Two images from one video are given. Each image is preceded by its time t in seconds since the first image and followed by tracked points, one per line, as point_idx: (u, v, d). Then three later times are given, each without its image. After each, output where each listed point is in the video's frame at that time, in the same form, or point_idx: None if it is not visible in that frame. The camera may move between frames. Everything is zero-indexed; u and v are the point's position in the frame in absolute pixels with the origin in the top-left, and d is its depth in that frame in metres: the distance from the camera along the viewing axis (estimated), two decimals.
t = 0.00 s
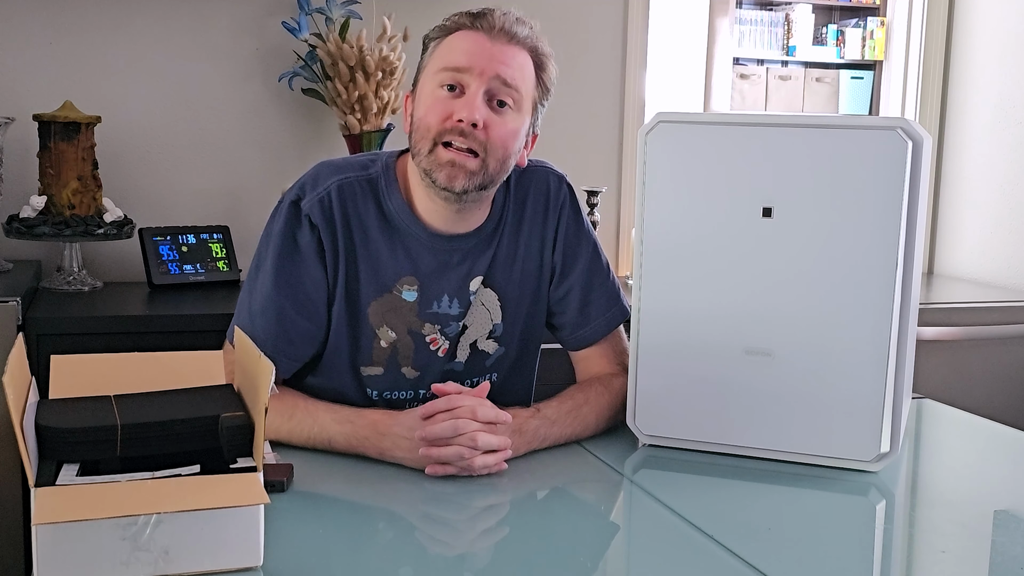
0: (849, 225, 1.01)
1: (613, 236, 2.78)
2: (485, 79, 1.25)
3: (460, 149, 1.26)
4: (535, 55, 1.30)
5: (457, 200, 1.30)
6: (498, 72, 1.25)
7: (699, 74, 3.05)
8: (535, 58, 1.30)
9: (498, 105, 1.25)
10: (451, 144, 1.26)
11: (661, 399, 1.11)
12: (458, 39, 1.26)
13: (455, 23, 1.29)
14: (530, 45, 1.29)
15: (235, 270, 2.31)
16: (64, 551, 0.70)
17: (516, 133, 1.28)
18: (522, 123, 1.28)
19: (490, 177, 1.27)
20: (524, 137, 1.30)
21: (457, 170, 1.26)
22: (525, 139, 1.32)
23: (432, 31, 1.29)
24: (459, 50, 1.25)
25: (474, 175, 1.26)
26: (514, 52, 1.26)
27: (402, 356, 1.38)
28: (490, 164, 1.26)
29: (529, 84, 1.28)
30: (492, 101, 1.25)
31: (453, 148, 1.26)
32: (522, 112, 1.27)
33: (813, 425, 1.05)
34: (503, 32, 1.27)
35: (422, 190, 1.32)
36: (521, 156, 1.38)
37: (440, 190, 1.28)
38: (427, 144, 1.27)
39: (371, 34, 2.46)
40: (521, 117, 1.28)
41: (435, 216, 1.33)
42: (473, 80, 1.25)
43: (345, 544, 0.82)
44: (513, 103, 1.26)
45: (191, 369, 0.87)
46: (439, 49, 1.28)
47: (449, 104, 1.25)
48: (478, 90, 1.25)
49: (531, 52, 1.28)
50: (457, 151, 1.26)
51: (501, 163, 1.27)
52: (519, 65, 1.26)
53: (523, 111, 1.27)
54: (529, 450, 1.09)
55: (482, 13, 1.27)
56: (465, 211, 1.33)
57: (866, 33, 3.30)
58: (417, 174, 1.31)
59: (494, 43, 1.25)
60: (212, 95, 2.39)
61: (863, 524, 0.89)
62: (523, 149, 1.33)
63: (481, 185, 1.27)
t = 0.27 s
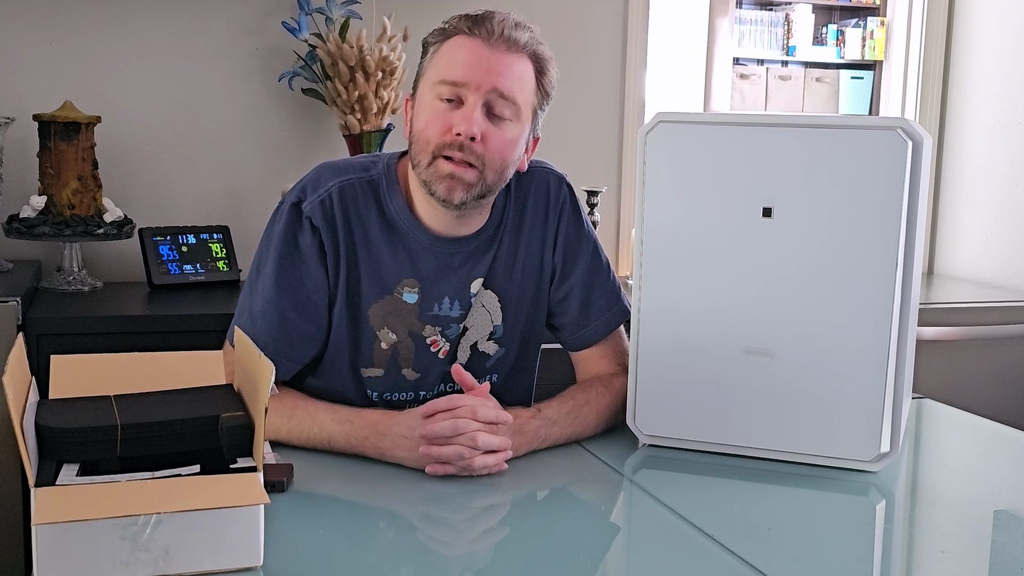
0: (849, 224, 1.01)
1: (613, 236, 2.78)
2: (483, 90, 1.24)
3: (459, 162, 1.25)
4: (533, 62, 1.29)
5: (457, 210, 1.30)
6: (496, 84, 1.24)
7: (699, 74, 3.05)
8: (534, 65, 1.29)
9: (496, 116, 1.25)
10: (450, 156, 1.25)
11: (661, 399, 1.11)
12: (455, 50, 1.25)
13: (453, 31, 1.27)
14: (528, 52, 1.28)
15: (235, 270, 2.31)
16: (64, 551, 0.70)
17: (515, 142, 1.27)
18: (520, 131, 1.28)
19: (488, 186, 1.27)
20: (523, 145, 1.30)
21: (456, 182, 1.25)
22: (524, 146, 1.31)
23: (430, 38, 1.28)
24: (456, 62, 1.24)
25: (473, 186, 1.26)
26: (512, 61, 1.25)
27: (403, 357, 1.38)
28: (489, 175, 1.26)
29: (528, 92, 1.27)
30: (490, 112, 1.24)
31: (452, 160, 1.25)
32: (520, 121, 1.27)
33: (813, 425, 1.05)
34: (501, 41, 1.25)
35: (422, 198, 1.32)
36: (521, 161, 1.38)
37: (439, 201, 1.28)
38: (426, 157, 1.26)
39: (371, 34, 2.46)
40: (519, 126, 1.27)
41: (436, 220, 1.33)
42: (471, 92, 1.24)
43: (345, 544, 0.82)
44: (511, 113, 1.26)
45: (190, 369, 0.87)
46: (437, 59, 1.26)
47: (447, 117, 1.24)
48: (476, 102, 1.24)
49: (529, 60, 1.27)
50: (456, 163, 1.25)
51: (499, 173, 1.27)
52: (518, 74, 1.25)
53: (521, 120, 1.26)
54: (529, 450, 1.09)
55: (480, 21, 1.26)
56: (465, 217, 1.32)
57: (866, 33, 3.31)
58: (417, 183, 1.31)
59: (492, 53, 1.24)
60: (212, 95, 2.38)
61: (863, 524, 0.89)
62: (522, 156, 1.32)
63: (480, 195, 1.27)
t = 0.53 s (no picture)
0: (849, 223, 1.01)
1: (613, 236, 2.78)
2: (482, 92, 1.24)
3: (459, 164, 1.26)
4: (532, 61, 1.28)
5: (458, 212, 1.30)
6: (495, 85, 1.24)
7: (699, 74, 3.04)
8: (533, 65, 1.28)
9: (496, 117, 1.25)
10: (449, 159, 1.26)
11: (661, 399, 1.11)
12: (454, 51, 1.25)
13: (451, 32, 1.27)
14: (527, 53, 1.27)
15: (235, 270, 2.31)
16: (64, 551, 0.70)
17: (515, 144, 1.27)
18: (520, 132, 1.28)
19: (489, 189, 1.28)
20: (523, 145, 1.30)
21: (456, 185, 1.26)
22: (525, 147, 1.31)
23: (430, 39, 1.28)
24: (455, 64, 1.24)
25: (473, 189, 1.27)
26: (511, 63, 1.25)
27: (403, 358, 1.38)
28: (489, 177, 1.27)
29: (527, 93, 1.27)
30: (489, 113, 1.25)
31: (451, 163, 1.26)
32: (519, 122, 1.27)
33: (813, 425, 1.05)
34: (499, 42, 1.25)
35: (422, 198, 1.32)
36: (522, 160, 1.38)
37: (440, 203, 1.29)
38: (426, 158, 1.27)
39: (371, 34, 2.46)
40: (519, 127, 1.27)
41: (437, 221, 1.33)
42: (470, 94, 1.24)
43: (345, 544, 0.82)
44: (511, 114, 1.26)
45: (190, 370, 0.87)
46: (436, 60, 1.27)
47: (446, 119, 1.25)
48: (475, 104, 1.24)
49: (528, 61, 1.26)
50: (456, 166, 1.26)
51: (500, 175, 1.27)
52: (517, 75, 1.25)
53: (521, 121, 1.26)
54: (529, 450, 1.09)
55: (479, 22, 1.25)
56: (466, 219, 1.32)
57: (866, 33, 3.31)
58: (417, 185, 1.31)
59: (491, 55, 1.24)
60: (212, 95, 2.38)
61: (863, 524, 0.89)
62: (523, 156, 1.32)
63: (481, 197, 1.28)
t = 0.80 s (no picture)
0: (849, 223, 1.01)
1: (613, 236, 2.78)
2: (483, 90, 1.24)
3: (461, 162, 1.25)
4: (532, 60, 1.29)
5: (460, 210, 1.30)
6: (495, 83, 1.24)
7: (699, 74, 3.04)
8: (533, 64, 1.29)
9: (497, 115, 1.25)
10: (451, 156, 1.25)
11: (661, 399, 1.11)
12: (454, 49, 1.25)
13: (451, 30, 1.27)
14: (528, 51, 1.28)
15: (235, 270, 2.31)
16: (64, 551, 0.70)
17: (516, 141, 1.27)
18: (521, 130, 1.28)
19: (491, 186, 1.27)
20: (524, 143, 1.30)
21: (458, 183, 1.26)
22: (525, 145, 1.31)
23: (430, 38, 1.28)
24: (455, 62, 1.24)
25: (475, 187, 1.26)
26: (511, 60, 1.25)
27: (403, 357, 1.38)
28: (491, 174, 1.26)
29: (527, 91, 1.27)
30: (490, 111, 1.25)
31: (453, 161, 1.26)
32: (520, 120, 1.27)
33: (813, 425, 1.05)
34: (500, 40, 1.25)
35: (423, 196, 1.32)
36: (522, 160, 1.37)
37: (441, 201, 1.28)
38: (427, 157, 1.27)
39: (371, 34, 2.46)
40: (520, 125, 1.27)
41: (437, 219, 1.33)
42: (471, 91, 1.24)
43: (345, 544, 0.82)
44: (512, 112, 1.26)
45: (190, 370, 0.87)
46: (435, 59, 1.27)
47: (447, 116, 1.25)
48: (475, 102, 1.24)
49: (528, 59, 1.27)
50: (457, 164, 1.25)
51: (501, 173, 1.27)
52: (517, 73, 1.25)
53: (522, 119, 1.26)
54: (529, 450, 1.09)
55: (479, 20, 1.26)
56: (466, 216, 1.32)
57: (866, 33, 3.30)
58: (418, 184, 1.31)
59: (491, 52, 1.24)
60: (212, 95, 2.38)
61: (863, 524, 0.89)
62: (524, 155, 1.32)
63: (483, 195, 1.28)
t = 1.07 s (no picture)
0: (848, 223, 1.01)
1: (613, 236, 2.78)
2: (491, 86, 1.25)
3: (468, 157, 1.26)
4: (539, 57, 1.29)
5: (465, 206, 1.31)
6: (503, 79, 1.24)
7: (700, 73, 3.06)
8: (540, 60, 1.29)
9: (504, 111, 1.26)
10: (458, 151, 1.26)
11: (661, 398, 1.11)
12: (461, 45, 1.25)
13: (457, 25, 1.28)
14: (534, 47, 1.28)
15: (235, 269, 2.31)
16: (64, 551, 0.70)
17: (523, 138, 1.28)
18: (528, 126, 1.28)
19: (497, 182, 1.28)
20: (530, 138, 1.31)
21: (464, 178, 1.26)
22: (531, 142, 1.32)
23: (437, 33, 1.28)
24: (462, 57, 1.25)
25: (482, 182, 1.27)
26: (519, 56, 1.26)
27: (407, 357, 1.39)
28: (498, 170, 1.27)
29: (534, 87, 1.27)
30: (498, 107, 1.26)
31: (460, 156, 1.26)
32: (527, 116, 1.27)
33: (813, 424, 1.05)
34: (508, 35, 1.25)
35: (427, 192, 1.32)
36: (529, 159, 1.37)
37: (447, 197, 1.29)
38: (434, 153, 1.27)
39: (371, 34, 2.46)
40: (527, 121, 1.28)
41: (440, 215, 1.33)
42: (479, 87, 1.25)
43: (345, 543, 0.82)
44: (519, 108, 1.26)
45: (190, 369, 0.87)
46: (442, 54, 1.27)
47: (455, 112, 1.25)
48: (484, 97, 1.25)
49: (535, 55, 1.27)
50: (464, 159, 1.26)
51: (508, 168, 1.28)
52: (525, 69, 1.26)
53: (529, 115, 1.27)
54: (528, 449, 1.09)
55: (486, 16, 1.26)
56: (470, 210, 1.33)
57: (866, 33, 3.34)
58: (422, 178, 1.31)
59: (499, 48, 1.24)
60: (212, 95, 2.38)
61: (862, 524, 0.89)
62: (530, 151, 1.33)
63: (490, 190, 1.28)
